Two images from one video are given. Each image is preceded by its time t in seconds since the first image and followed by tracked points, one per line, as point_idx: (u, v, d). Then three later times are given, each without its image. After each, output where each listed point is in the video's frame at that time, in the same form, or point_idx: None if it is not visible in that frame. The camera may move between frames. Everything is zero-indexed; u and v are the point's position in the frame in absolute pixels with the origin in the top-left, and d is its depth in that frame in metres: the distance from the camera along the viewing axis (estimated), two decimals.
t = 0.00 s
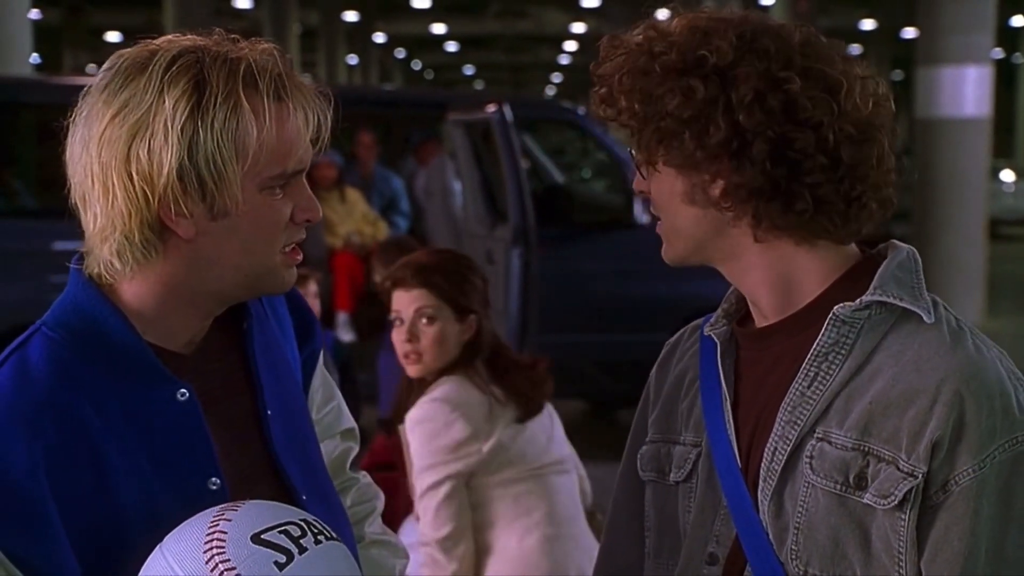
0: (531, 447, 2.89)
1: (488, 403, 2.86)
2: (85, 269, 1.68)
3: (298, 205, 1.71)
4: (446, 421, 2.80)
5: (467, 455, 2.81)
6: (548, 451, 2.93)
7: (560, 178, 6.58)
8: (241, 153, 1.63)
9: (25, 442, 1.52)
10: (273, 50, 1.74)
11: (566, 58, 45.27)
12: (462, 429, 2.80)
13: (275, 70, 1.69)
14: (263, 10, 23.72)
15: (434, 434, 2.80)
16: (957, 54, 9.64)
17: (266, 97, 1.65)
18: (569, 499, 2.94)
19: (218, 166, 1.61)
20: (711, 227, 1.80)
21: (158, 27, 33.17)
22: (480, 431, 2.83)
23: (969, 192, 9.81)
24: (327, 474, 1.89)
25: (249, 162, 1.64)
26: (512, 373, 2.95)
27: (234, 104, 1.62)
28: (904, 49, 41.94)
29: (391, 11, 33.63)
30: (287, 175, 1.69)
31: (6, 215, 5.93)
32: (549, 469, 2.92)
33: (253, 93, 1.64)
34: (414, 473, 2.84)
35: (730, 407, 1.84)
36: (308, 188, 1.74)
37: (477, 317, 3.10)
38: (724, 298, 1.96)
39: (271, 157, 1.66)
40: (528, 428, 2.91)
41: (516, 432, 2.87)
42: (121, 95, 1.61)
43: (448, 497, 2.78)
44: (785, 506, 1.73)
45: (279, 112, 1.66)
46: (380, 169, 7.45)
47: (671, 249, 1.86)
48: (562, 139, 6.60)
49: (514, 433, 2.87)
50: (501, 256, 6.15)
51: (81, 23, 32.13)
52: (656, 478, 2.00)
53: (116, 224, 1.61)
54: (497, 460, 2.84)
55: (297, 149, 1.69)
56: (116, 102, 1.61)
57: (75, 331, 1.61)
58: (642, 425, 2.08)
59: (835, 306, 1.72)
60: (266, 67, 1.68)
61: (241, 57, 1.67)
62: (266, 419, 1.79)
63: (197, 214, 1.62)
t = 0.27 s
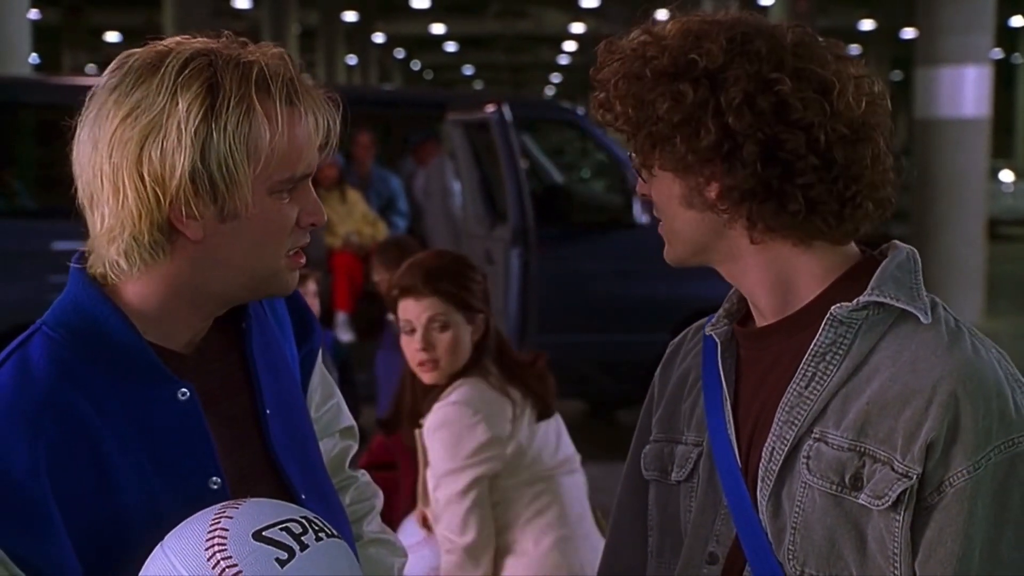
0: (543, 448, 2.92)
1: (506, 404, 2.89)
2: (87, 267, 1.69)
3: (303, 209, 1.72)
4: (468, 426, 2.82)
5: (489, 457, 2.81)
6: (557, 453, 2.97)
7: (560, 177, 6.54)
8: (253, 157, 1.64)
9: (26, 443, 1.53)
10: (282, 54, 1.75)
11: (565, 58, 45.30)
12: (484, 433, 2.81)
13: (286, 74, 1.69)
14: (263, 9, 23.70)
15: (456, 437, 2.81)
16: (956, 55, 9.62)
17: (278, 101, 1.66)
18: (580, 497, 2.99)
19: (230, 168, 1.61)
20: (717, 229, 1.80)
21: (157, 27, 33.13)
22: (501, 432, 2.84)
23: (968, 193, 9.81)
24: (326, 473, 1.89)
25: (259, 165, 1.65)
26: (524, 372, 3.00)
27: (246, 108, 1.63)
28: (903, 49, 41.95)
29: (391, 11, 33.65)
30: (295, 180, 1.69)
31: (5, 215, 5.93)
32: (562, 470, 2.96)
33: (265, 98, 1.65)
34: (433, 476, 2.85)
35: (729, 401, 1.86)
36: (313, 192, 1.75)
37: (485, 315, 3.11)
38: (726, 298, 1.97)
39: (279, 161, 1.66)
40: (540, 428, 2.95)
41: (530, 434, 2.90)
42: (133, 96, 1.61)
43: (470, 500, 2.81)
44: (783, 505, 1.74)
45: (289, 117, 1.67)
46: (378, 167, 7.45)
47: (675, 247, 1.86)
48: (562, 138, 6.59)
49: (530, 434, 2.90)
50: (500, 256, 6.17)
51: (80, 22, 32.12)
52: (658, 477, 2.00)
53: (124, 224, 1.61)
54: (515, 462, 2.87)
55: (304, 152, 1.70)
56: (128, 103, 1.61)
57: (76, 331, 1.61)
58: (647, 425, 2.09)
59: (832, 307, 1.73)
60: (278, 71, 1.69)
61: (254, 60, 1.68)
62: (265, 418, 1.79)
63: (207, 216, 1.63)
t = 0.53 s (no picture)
0: (547, 445, 2.92)
1: (512, 401, 2.88)
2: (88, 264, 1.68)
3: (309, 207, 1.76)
4: (471, 422, 2.82)
5: (490, 452, 2.82)
6: (563, 451, 2.96)
7: (560, 178, 6.44)
8: (291, 156, 1.68)
9: (25, 445, 1.52)
10: (296, 59, 1.80)
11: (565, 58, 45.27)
12: (487, 429, 2.81)
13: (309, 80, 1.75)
14: (262, 9, 23.68)
15: (459, 433, 2.82)
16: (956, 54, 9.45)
17: (309, 105, 1.71)
18: (583, 496, 2.99)
19: (272, 168, 1.65)
20: (726, 242, 1.79)
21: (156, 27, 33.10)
22: (504, 427, 2.84)
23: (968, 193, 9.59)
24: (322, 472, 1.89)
25: (294, 169, 1.69)
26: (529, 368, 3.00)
27: (286, 109, 1.66)
28: (902, 49, 41.92)
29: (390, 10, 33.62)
30: (311, 177, 1.74)
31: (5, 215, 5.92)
32: (567, 468, 2.95)
33: (300, 102, 1.69)
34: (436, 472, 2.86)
35: (726, 399, 1.85)
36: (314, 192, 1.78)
37: (490, 310, 3.11)
38: (717, 294, 1.98)
39: (306, 161, 1.71)
40: (546, 423, 2.94)
41: (535, 430, 2.90)
42: (177, 95, 1.61)
43: (470, 496, 2.81)
44: (799, 495, 1.73)
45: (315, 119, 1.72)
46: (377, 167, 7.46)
47: (647, 268, 1.84)
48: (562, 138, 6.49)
49: (536, 430, 2.89)
50: (499, 257, 6.18)
51: (79, 22, 32.14)
52: (656, 472, 1.99)
53: (159, 224, 1.60)
54: (517, 459, 2.86)
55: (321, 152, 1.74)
56: (174, 102, 1.60)
57: (75, 333, 1.60)
58: (643, 422, 2.08)
59: (836, 296, 1.75)
60: (305, 77, 1.74)
61: (281, 63, 1.72)
62: (260, 420, 1.80)
63: (240, 215, 1.64)
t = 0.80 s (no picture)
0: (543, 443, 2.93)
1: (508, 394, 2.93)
2: (79, 261, 1.70)
3: (289, 204, 1.74)
4: (468, 411, 2.84)
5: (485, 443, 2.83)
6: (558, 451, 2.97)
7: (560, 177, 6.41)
8: (248, 143, 1.65)
9: (26, 446, 1.53)
10: (272, 50, 1.78)
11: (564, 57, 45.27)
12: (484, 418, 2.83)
13: (279, 69, 1.73)
14: (262, 10, 23.68)
15: (455, 421, 2.84)
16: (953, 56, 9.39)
17: (272, 93, 1.68)
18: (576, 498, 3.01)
19: (226, 152, 1.62)
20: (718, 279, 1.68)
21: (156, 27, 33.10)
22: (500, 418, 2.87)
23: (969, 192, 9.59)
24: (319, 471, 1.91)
25: (255, 154, 1.66)
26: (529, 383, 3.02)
27: (244, 96, 1.64)
28: (902, 48, 41.92)
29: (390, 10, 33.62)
30: (285, 169, 1.72)
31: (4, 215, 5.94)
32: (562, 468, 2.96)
33: (262, 90, 1.67)
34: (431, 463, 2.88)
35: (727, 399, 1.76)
36: (300, 186, 1.77)
37: (493, 303, 3.23)
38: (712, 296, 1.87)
39: (272, 151, 1.68)
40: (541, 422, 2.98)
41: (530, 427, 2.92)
42: (130, 81, 1.61)
43: (467, 486, 2.82)
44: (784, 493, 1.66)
45: (282, 109, 1.70)
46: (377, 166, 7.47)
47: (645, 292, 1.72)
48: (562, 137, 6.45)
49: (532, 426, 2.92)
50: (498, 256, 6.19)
51: (79, 23, 32.14)
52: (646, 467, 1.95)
53: (120, 210, 1.61)
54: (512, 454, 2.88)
55: (290, 143, 1.71)
56: (124, 88, 1.61)
57: (74, 333, 1.61)
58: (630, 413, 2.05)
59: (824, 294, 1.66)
60: (273, 67, 1.72)
61: (247, 54, 1.71)
62: (260, 421, 1.81)
63: (200, 206, 1.63)
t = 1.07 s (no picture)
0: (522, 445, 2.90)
1: (488, 392, 2.89)
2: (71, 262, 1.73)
3: (277, 200, 1.75)
4: (443, 407, 2.85)
5: (455, 440, 2.85)
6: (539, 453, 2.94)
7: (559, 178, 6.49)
8: (223, 141, 1.66)
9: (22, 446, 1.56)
10: (256, 44, 1.79)
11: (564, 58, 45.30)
12: (456, 416, 2.85)
13: (258, 63, 1.73)
14: (262, 10, 23.71)
15: (429, 418, 2.86)
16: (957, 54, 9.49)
17: (247, 87, 1.69)
18: (560, 501, 2.96)
19: (198, 151, 1.64)
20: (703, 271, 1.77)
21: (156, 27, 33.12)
22: (474, 416, 2.87)
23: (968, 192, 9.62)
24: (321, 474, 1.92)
25: (229, 153, 1.67)
26: (537, 378, 2.99)
27: (216, 93, 1.66)
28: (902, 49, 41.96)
29: (389, 10, 33.65)
30: (269, 166, 1.73)
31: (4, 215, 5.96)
32: (541, 470, 2.93)
33: (236, 84, 1.69)
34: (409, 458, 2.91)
35: (684, 409, 1.87)
36: (289, 183, 1.78)
37: (487, 298, 3.15)
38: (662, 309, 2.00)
39: (252, 146, 1.70)
40: (526, 423, 2.93)
41: (508, 427, 2.89)
42: (104, 82, 1.65)
43: (434, 485, 2.86)
44: (771, 504, 1.76)
45: (260, 103, 1.71)
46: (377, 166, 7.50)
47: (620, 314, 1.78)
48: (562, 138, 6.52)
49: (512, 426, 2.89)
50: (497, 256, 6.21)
51: (79, 23, 32.17)
52: (612, 486, 2.03)
53: (97, 211, 1.65)
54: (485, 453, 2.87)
55: (275, 138, 1.73)
56: (99, 89, 1.64)
57: (71, 334, 1.64)
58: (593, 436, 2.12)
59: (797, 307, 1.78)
60: (251, 61, 1.73)
61: (225, 49, 1.72)
62: (259, 422, 1.82)
63: (177, 204, 1.65)
